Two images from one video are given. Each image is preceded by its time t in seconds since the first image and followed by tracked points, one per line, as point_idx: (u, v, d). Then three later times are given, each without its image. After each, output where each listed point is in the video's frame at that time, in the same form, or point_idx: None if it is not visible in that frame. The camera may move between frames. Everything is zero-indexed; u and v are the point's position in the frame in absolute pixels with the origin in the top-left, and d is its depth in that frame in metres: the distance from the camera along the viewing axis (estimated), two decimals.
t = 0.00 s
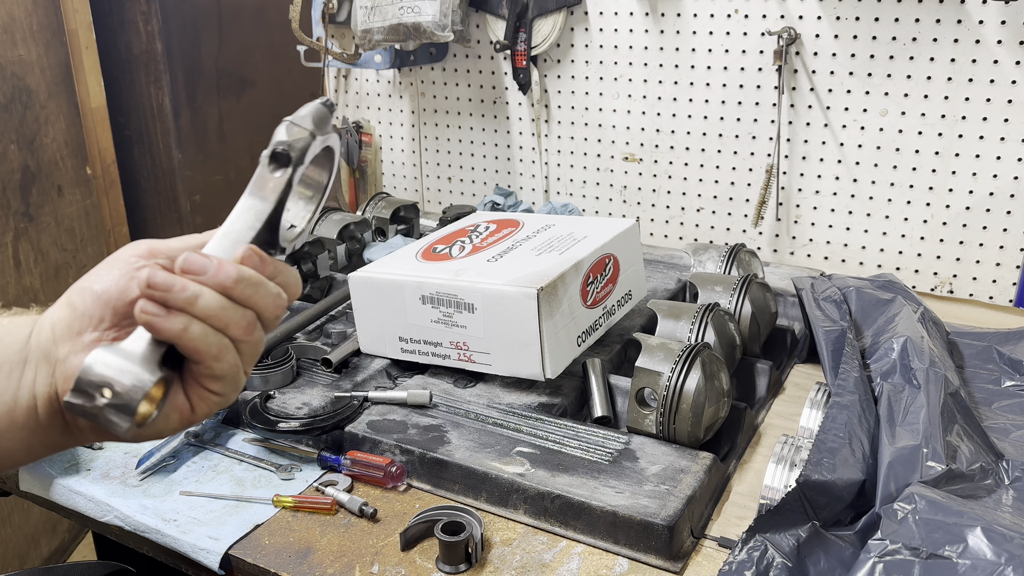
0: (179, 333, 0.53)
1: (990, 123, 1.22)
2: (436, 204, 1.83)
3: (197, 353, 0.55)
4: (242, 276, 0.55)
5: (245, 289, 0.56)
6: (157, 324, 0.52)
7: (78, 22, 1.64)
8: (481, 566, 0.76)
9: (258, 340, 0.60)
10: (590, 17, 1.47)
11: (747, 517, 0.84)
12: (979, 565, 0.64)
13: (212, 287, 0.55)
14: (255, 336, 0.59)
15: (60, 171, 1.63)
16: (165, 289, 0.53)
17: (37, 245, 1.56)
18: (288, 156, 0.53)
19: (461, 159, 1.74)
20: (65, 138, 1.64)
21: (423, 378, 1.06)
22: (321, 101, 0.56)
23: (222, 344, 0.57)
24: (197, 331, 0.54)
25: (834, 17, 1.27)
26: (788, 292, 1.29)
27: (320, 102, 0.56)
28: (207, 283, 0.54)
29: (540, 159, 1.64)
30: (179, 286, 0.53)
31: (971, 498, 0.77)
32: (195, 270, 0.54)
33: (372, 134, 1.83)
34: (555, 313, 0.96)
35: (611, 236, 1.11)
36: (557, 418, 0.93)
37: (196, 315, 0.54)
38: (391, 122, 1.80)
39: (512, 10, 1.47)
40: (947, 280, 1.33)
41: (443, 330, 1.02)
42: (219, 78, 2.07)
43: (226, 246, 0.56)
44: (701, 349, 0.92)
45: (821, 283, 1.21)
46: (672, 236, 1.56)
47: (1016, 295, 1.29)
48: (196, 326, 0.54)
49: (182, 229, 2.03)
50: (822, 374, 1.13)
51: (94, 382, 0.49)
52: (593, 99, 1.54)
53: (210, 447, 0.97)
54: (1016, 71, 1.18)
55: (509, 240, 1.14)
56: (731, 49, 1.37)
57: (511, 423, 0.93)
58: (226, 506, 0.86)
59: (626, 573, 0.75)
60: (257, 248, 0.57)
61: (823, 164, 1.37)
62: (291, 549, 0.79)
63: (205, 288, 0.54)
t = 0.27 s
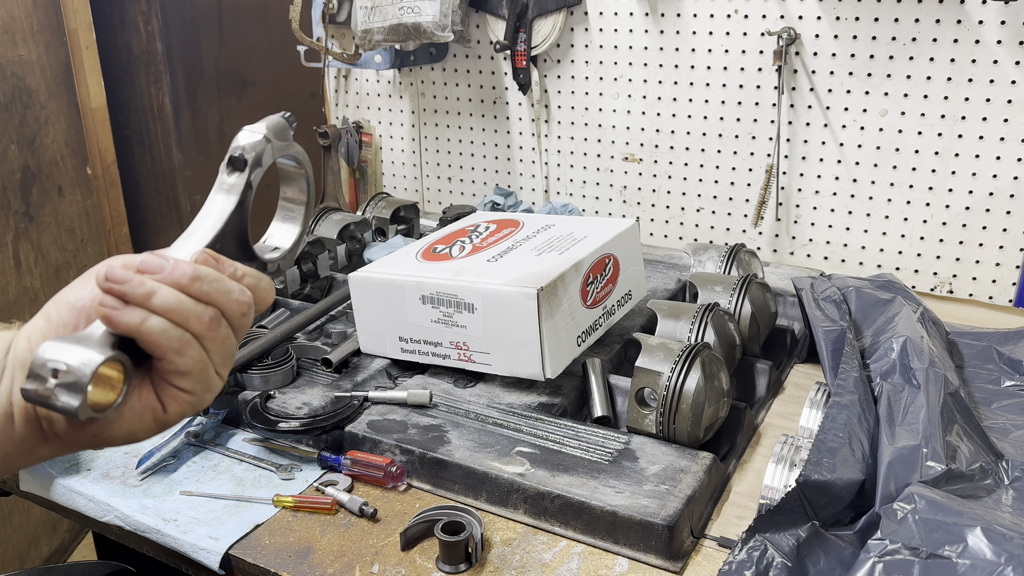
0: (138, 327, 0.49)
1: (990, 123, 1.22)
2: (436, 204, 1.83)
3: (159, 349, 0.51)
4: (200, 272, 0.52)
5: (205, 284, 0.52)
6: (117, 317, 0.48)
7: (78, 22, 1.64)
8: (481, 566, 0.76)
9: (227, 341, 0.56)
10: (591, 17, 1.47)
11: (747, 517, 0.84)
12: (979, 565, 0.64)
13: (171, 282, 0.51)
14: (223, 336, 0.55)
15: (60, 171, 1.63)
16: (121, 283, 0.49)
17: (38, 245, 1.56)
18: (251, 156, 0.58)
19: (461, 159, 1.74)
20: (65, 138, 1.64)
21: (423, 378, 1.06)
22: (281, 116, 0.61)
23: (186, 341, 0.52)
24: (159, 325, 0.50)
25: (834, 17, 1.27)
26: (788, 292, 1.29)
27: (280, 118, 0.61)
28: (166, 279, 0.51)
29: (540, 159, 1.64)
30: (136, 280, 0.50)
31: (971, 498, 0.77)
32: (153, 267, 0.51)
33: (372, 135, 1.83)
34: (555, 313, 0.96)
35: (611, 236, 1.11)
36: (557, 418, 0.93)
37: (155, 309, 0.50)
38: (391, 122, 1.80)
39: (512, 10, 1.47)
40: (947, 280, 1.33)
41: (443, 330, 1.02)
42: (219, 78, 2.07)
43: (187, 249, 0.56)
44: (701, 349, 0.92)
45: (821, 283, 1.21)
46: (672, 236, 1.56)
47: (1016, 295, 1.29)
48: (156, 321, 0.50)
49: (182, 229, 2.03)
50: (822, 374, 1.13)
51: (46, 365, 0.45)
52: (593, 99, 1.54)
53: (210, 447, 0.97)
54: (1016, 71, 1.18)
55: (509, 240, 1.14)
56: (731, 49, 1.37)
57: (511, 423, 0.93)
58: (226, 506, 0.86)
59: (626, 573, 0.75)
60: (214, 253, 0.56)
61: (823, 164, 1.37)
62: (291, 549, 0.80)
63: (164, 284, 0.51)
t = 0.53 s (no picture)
0: (114, 325, 0.46)
1: (990, 123, 1.22)
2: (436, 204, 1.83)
3: (136, 347, 0.48)
4: (175, 265, 0.49)
5: (181, 275, 0.49)
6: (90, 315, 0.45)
7: (78, 22, 1.64)
8: (481, 566, 0.76)
9: (210, 334, 0.52)
10: (591, 17, 1.47)
11: (747, 517, 0.84)
12: (979, 565, 0.64)
13: (145, 278, 0.48)
14: (206, 329, 0.51)
15: (60, 171, 1.63)
16: (92, 282, 0.46)
17: (38, 245, 1.56)
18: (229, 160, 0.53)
19: (461, 159, 1.74)
20: (65, 138, 1.64)
21: (423, 378, 1.06)
22: (257, 106, 0.55)
23: (165, 336, 0.49)
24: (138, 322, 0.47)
25: (834, 17, 1.27)
26: (788, 292, 1.29)
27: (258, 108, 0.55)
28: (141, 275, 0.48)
29: (540, 159, 1.64)
30: (108, 279, 0.47)
31: (971, 498, 0.77)
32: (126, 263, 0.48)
33: (372, 135, 1.83)
34: (555, 313, 0.96)
35: (611, 236, 1.11)
36: (557, 418, 0.93)
37: (130, 306, 0.47)
38: (391, 122, 1.80)
39: (512, 10, 1.47)
40: (947, 280, 1.33)
41: (443, 330, 1.02)
42: (220, 78, 2.07)
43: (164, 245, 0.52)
44: (701, 349, 0.92)
45: (821, 283, 1.21)
46: (672, 236, 1.56)
47: (1016, 295, 1.29)
48: (133, 318, 0.47)
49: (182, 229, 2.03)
50: (822, 374, 1.13)
51: (25, 366, 0.42)
52: (593, 99, 1.54)
53: (211, 447, 0.97)
54: (1016, 71, 1.18)
55: (509, 240, 1.14)
56: (731, 49, 1.37)
57: (511, 423, 0.93)
58: (226, 506, 0.86)
59: (626, 573, 0.75)
60: (193, 246, 0.51)
61: (823, 164, 1.37)
62: (291, 548, 0.80)
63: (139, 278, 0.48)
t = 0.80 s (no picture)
0: (70, 361, 0.47)
1: (990, 123, 1.22)
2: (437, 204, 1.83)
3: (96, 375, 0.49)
4: (126, 286, 0.48)
5: (135, 300, 0.49)
6: (41, 355, 0.46)
7: (78, 22, 1.64)
8: (481, 566, 0.76)
9: (174, 349, 0.53)
10: (591, 17, 1.47)
11: (746, 517, 0.84)
12: (979, 565, 0.64)
13: (96, 305, 0.48)
14: (168, 345, 0.52)
15: (60, 172, 1.63)
16: (40, 319, 0.46)
17: (38, 245, 1.56)
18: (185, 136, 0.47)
19: (461, 159, 1.74)
20: (65, 138, 1.64)
21: (423, 378, 1.06)
22: (211, 71, 0.49)
23: (124, 363, 0.50)
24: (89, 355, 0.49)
25: (834, 17, 1.27)
26: (788, 292, 1.29)
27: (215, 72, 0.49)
28: (91, 300, 0.48)
29: (540, 159, 1.64)
30: (57, 311, 0.47)
31: (971, 498, 0.77)
32: (77, 289, 0.47)
33: (372, 135, 1.83)
34: (555, 313, 0.96)
35: (611, 236, 1.11)
36: (557, 418, 0.93)
37: (82, 337, 0.47)
38: (391, 123, 1.80)
39: (512, 10, 1.47)
40: (947, 280, 1.33)
41: (443, 330, 1.02)
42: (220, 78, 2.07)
43: (115, 259, 0.49)
44: (701, 349, 0.92)
45: (821, 283, 1.21)
46: (672, 236, 1.56)
47: (1016, 295, 1.29)
48: (89, 351, 0.48)
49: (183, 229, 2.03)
50: (822, 374, 1.13)
51: None
52: (593, 99, 1.54)
53: (211, 447, 0.97)
54: (1016, 71, 1.18)
55: (509, 240, 1.14)
56: (731, 49, 1.37)
57: (511, 423, 0.93)
58: (226, 506, 0.86)
59: (626, 573, 0.75)
60: (148, 251, 0.49)
61: (823, 164, 1.37)
62: (291, 548, 0.80)
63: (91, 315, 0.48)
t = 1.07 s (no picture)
0: (140, 374, 0.54)
1: (990, 123, 1.22)
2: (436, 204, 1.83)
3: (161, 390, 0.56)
4: (192, 306, 0.54)
5: (198, 319, 0.55)
6: (116, 369, 0.53)
7: (78, 22, 1.64)
8: (481, 566, 0.76)
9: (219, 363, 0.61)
10: (591, 17, 1.47)
11: (746, 517, 0.84)
12: (979, 565, 0.64)
13: (165, 323, 0.54)
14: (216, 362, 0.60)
15: (60, 172, 1.63)
16: (114, 334, 0.53)
17: (38, 245, 1.56)
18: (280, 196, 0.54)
19: (461, 159, 1.74)
20: (65, 138, 1.64)
21: (423, 378, 1.06)
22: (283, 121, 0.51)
23: (184, 379, 0.57)
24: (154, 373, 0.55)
25: (834, 17, 1.28)
26: (788, 292, 1.29)
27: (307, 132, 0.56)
28: (160, 317, 0.54)
29: (540, 159, 1.64)
30: (129, 327, 0.53)
31: (971, 498, 0.77)
32: (146, 308, 0.53)
33: (372, 135, 1.83)
34: (555, 313, 0.96)
35: (611, 236, 1.11)
36: (557, 418, 0.93)
37: (152, 352, 0.54)
38: (391, 123, 1.80)
39: (512, 10, 1.47)
40: (947, 280, 1.33)
41: (443, 330, 1.02)
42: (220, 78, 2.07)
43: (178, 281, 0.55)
44: (701, 349, 0.92)
45: (821, 283, 1.21)
46: (672, 236, 1.56)
47: (1016, 295, 1.29)
48: (157, 364, 0.55)
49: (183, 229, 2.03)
50: (822, 374, 1.14)
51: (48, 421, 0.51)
52: (593, 99, 1.54)
53: (211, 447, 0.97)
54: (1016, 71, 1.18)
55: (508, 240, 1.14)
56: (731, 49, 1.37)
57: (511, 423, 0.93)
58: (227, 506, 0.87)
59: (626, 573, 0.75)
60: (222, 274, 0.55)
61: (823, 164, 1.37)
62: (291, 548, 0.80)
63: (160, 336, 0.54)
